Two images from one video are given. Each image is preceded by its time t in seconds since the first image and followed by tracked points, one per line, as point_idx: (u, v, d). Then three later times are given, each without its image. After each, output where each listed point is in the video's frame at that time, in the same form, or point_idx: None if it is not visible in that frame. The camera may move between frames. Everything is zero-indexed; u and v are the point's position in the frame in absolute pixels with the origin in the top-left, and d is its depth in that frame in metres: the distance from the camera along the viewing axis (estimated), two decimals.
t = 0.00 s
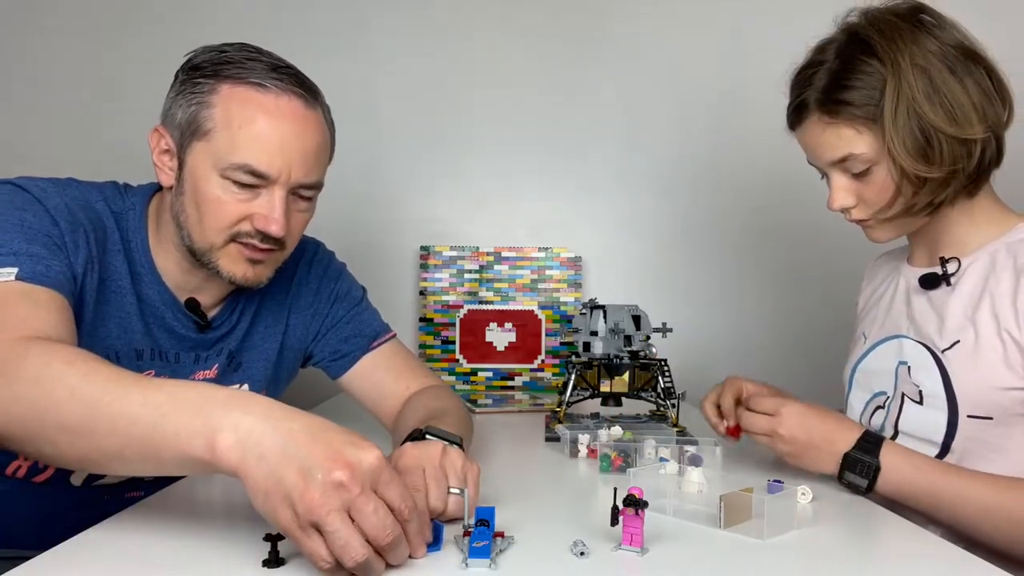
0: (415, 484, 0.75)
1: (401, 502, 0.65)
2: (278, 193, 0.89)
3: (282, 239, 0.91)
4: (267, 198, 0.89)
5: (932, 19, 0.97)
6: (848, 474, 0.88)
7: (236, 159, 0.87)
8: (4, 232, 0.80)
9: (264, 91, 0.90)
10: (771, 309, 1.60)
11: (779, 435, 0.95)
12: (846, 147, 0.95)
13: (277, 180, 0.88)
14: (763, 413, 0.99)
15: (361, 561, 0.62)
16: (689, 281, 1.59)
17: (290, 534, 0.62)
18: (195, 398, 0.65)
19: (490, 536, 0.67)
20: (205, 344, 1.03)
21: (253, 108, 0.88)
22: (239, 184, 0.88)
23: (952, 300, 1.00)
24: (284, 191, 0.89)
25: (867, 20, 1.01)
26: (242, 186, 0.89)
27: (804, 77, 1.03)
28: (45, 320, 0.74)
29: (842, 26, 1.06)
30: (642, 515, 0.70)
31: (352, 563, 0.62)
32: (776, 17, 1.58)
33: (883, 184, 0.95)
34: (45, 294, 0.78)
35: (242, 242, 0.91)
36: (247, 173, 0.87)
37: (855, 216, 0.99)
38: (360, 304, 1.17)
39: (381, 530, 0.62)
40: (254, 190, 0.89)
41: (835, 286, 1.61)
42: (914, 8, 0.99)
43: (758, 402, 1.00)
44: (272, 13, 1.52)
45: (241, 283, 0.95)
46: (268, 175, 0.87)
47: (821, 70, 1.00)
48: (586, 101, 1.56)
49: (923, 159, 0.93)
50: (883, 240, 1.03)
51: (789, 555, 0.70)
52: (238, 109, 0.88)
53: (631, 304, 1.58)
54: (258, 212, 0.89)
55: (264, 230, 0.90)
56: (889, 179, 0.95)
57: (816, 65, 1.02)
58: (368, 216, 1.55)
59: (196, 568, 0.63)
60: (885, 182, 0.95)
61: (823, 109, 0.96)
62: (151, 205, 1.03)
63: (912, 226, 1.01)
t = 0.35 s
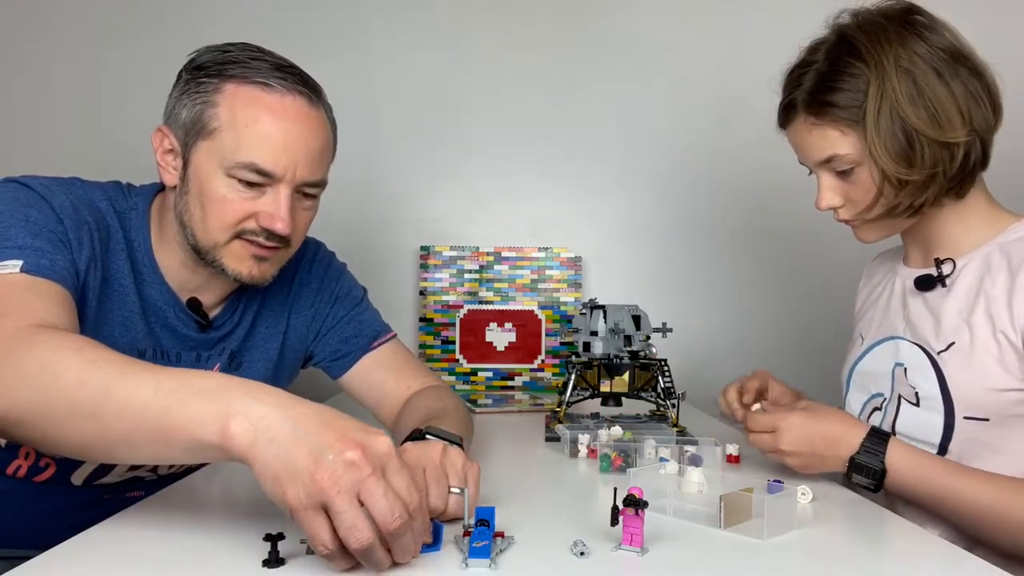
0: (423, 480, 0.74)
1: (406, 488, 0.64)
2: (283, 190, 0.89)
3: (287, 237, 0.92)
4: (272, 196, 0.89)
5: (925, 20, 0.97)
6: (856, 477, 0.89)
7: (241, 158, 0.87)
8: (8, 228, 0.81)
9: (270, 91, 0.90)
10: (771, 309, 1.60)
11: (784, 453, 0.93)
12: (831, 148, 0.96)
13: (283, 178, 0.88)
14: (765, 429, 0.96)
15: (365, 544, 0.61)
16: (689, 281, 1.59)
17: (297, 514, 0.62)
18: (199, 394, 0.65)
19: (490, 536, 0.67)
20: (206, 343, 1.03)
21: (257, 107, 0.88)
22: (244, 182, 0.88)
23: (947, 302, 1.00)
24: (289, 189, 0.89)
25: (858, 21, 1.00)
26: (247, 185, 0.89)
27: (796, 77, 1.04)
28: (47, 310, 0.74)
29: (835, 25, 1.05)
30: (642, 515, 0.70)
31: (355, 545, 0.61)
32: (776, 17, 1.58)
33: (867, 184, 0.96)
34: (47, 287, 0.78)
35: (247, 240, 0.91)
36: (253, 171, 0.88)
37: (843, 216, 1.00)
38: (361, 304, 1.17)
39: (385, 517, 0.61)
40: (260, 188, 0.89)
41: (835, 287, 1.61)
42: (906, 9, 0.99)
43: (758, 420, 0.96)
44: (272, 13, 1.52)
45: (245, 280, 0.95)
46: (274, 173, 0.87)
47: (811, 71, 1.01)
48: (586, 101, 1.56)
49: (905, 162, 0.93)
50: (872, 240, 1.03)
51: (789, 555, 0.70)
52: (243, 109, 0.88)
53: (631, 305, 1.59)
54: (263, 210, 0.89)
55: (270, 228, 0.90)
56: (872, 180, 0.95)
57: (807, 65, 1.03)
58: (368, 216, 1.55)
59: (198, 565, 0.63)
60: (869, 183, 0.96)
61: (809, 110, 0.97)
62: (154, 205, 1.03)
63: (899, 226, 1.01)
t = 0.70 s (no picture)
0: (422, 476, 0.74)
1: (403, 471, 0.65)
2: (289, 193, 0.89)
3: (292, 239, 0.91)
4: (278, 198, 0.89)
5: (918, 21, 0.97)
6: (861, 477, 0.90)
7: (248, 161, 0.87)
8: (7, 228, 0.81)
9: (277, 94, 0.90)
10: (771, 309, 1.60)
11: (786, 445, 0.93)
12: (824, 151, 0.96)
13: (289, 182, 0.88)
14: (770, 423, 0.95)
15: (366, 526, 0.62)
16: (689, 282, 1.59)
17: (297, 497, 0.62)
18: (201, 397, 0.65)
19: (490, 536, 0.67)
20: (207, 344, 1.03)
21: (263, 110, 0.88)
22: (251, 185, 0.88)
23: (946, 301, 1.00)
24: (295, 192, 0.89)
25: (851, 23, 1.00)
26: (254, 188, 0.89)
27: (790, 80, 1.04)
28: (44, 310, 0.74)
29: (828, 27, 1.05)
30: (642, 515, 0.70)
31: (356, 526, 0.62)
32: (775, 17, 1.58)
33: (860, 187, 0.96)
34: (45, 286, 0.78)
35: (251, 241, 0.91)
36: (259, 174, 0.88)
37: (838, 218, 1.00)
38: (362, 304, 1.17)
39: (384, 500, 0.63)
40: (266, 190, 0.89)
41: (834, 287, 1.61)
42: (899, 11, 0.99)
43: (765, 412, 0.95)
44: (272, 13, 1.52)
45: (247, 283, 0.95)
46: (280, 176, 0.87)
47: (805, 74, 1.01)
48: (586, 101, 1.56)
49: (899, 165, 0.93)
50: (869, 242, 1.03)
51: (789, 555, 0.70)
52: (250, 112, 0.88)
53: (631, 305, 1.59)
54: (269, 213, 0.89)
55: (275, 231, 0.90)
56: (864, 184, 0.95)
57: (801, 69, 1.03)
58: (368, 216, 1.55)
59: (196, 564, 0.63)
60: (862, 187, 0.96)
61: (803, 113, 0.97)
62: (155, 206, 1.03)
63: (892, 228, 1.01)
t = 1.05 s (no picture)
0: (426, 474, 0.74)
1: (409, 469, 0.66)
2: (291, 190, 0.89)
3: (294, 236, 0.91)
4: (280, 195, 0.89)
5: (921, 19, 0.96)
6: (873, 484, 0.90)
7: (250, 158, 0.87)
8: (10, 222, 0.81)
9: (279, 91, 0.90)
10: (771, 308, 1.60)
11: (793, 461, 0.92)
12: (826, 151, 0.96)
13: (291, 178, 0.88)
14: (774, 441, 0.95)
15: (378, 522, 0.62)
16: (689, 282, 1.59)
17: (310, 493, 0.63)
18: (204, 396, 0.65)
19: (490, 536, 0.67)
20: (208, 344, 1.03)
21: (266, 107, 0.88)
22: (253, 182, 0.88)
23: (947, 301, 1.00)
24: (297, 189, 0.89)
25: (854, 22, 1.00)
26: (256, 185, 0.89)
27: (792, 80, 1.04)
28: (47, 302, 0.75)
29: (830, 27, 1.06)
30: (642, 515, 0.70)
31: (368, 521, 0.62)
32: (775, 17, 1.58)
33: (863, 187, 0.96)
34: (46, 281, 0.78)
35: (255, 239, 0.91)
36: (262, 171, 0.88)
37: (841, 218, 1.00)
38: (362, 305, 1.17)
39: (393, 497, 0.63)
40: (268, 188, 0.89)
41: (834, 287, 1.61)
42: (902, 10, 0.99)
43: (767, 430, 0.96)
44: (272, 13, 1.52)
45: (253, 279, 0.95)
46: (283, 173, 0.87)
47: (807, 74, 1.01)
48: (586, 101, 1.56)
49: (902, 165, 0.93)
50: (871, 241, 1.03)
51: (789, 555, 0.70)
52: (253, 109, 0.88)
53: (631, 304, 1.59)
54: (271, 210, 0.89)
55: (277, 228, 0.90)
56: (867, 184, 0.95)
57: (803, 69, 1.03)
58: (368, 216, 1.55)
59: (194, 565, 0.63)
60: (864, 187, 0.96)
61: (805, 113, 0.97)
62: (156, 206, 1.03)
63: (893, 228, 1.01)
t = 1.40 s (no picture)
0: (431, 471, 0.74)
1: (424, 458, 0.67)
2: (291, 189, 0.89)
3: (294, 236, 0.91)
4: (280, 195, 0.89)
5: (929, 18, 0.97)
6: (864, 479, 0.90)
7: (252, 158, 0.87)
8: (19, 211, 0.82)
9: (279, 91, 0.90)
10: (771, 308, 1.60)
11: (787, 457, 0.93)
12: (837, 149, 0.96)
13: (291, 178, 0.88)
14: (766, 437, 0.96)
15: (393, 509, 0.64)
16: (689, 282, 1.59)
17: (337, 472, 0.64)
18: (203, 400, 0.64)
19: (490, 536, 0.67)
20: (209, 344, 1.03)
21: (270, 107, 0.88)
22: (255, 181, 0.88)
23: (952, 301, 1.00)
24: (297, 189, 0.89)
25: (863, 21, 1.01)
26: (256, 185, 0.89)
27: (800, 78, 1.04)
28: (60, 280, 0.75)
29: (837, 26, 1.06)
30: (642, 515, 0.70)
31: (384, 506, 0.64)
32: (775, 17, 1.58)
33: (874, 186, 0.96)
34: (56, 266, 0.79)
35: (256, 239, 0.91)
36: (263, 171, 0.88)
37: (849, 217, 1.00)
38: (362, 305, 1.17)
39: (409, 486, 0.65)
40: (268, 187, 0.89)
41: (834, 287, 1.61)
42: (910, 8, 0.99)
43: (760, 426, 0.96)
44: (272, 13, 1.52)
45: (253, 279, 0.95)
46: (283, 173, 0.87)
47: (816, 72, 1.01)
48: (586, 101, 1.56)
49: (915, 163, 0.93)
50: (879, 241, 1.03)
51: (789, 555, 0.70)
52: (254, 108, 0.88)
53: (631, 305, 1.59)
54: (272, 210, 0.89)
55: (277, 227, 0.90)
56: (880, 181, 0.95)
57: (811, 66, 1.03)
58: (367, 216, 1.55)
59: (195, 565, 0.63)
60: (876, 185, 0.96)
61: (815, 111, 0.97)
62: (158, 205, 1.03)
63: (905, 226, 1.01)
